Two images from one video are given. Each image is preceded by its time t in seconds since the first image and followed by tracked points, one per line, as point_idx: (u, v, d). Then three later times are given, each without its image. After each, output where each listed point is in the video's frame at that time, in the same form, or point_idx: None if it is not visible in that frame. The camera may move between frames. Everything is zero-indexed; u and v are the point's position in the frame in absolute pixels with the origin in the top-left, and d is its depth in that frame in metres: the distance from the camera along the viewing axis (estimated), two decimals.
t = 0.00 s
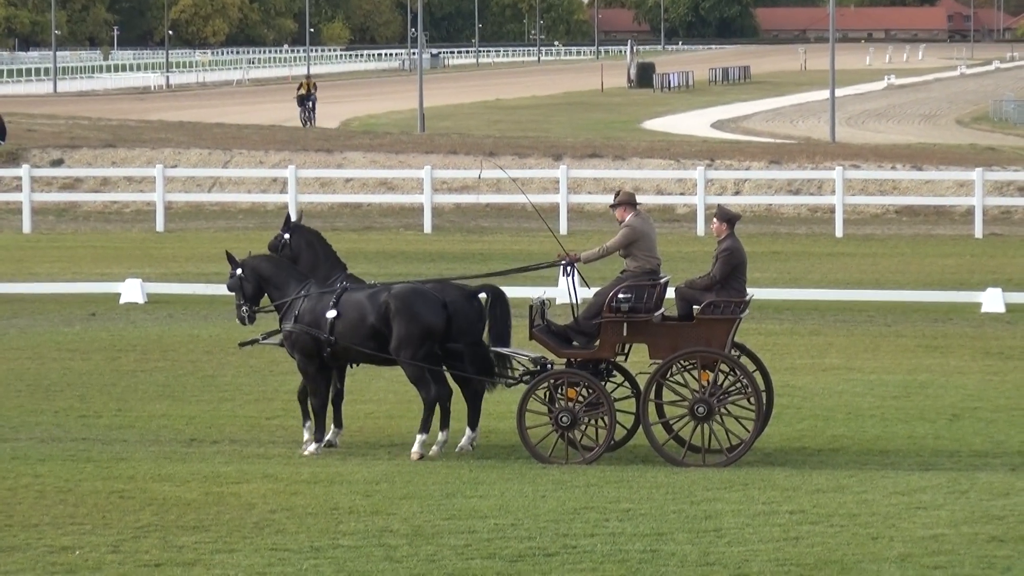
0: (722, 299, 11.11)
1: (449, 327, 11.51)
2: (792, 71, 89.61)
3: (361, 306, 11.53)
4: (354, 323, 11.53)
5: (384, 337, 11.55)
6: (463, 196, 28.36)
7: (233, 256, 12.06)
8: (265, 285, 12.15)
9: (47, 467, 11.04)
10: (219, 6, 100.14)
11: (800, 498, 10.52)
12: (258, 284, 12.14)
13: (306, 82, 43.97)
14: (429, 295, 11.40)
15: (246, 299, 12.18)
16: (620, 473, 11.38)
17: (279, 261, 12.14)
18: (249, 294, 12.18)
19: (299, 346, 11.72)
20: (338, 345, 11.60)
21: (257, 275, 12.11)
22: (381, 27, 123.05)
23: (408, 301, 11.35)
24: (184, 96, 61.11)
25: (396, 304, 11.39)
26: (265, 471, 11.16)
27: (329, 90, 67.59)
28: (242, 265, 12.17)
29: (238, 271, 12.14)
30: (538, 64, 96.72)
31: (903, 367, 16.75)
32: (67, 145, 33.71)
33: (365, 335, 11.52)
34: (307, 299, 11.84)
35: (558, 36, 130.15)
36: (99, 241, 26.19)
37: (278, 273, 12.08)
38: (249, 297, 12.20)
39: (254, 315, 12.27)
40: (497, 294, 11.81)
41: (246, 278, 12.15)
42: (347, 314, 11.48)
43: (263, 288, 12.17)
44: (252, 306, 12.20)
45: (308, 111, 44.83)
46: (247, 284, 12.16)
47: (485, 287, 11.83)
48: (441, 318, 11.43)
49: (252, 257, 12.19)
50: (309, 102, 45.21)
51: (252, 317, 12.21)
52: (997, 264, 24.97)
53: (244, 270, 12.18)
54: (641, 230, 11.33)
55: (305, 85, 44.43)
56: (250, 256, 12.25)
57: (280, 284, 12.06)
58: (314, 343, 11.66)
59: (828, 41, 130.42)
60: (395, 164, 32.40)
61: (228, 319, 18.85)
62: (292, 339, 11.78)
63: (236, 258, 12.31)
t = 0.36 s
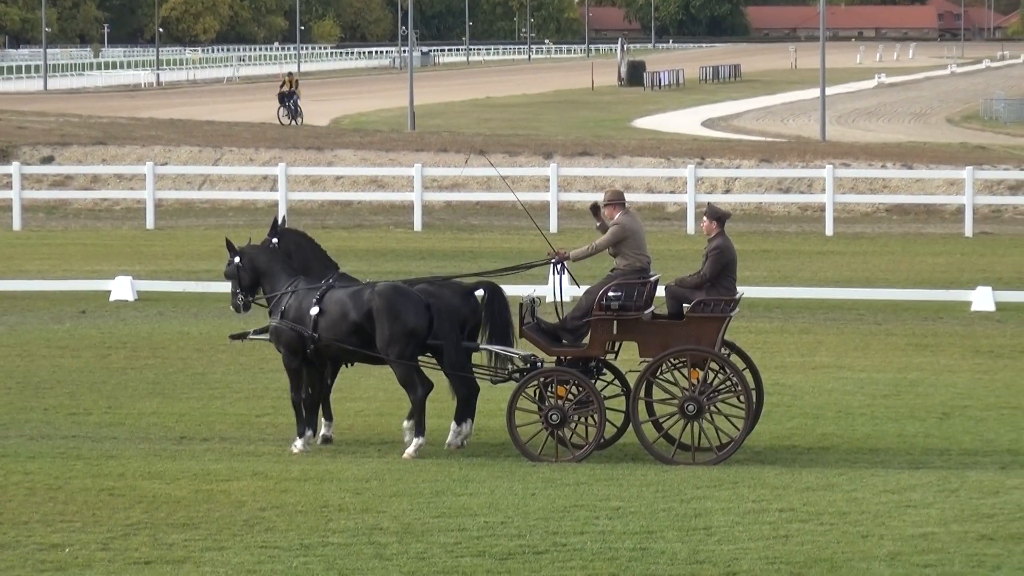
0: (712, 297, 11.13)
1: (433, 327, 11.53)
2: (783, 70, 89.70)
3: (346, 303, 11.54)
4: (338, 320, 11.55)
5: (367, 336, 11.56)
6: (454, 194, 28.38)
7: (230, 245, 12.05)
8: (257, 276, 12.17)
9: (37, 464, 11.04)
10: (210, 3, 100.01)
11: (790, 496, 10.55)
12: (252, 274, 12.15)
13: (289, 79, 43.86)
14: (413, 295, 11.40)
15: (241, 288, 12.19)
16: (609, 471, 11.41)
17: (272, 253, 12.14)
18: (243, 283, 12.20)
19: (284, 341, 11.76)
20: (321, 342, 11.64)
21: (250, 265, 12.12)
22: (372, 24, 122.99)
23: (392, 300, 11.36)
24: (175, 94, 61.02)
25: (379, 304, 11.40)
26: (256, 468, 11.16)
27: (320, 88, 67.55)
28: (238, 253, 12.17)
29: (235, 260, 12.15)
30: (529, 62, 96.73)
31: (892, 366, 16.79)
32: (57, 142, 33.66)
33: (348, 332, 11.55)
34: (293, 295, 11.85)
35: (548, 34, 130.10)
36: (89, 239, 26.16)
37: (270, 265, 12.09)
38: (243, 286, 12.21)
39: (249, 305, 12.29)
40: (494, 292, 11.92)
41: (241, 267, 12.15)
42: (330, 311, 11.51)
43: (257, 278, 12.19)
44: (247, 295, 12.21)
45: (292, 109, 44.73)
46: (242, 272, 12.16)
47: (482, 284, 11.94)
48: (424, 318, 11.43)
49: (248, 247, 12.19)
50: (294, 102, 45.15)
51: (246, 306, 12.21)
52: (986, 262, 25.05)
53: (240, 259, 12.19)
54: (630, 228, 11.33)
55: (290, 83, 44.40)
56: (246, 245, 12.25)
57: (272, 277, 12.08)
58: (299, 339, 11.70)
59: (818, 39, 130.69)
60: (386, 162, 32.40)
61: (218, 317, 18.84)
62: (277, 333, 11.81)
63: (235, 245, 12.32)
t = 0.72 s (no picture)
0: (708, 294, 11.12)
1: (428, 322, 11.53)
2: (779, 67, 89.73)
3: (341, 298, 11.54)
4: (333, 315, 11.53)
5: (361, 331, 11.54)
6: (451, 192, 28.39)
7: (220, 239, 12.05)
8: (249, 273, 12.17)
9: (34, 462, 11.03)
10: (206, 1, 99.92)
11: (787, 494, 10.56)
12: (243, 270, 12.14)
13: (274, 75, 43.68)
14: (407, 291, 11.43)
15: (230, 283, 12.16)
16: (606, 469, 11.42)
17: (264, 251, 12.15)
18: (232, 278, 12.18)
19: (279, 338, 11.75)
20: (317, 338, 11.63)
21: (242, 260, 12.12)
22: (369, 23, 122.93)
23: (387, 295, 11.37)
24: (171, 91, 60.98)
25: (373, 298, 11.40)
26: (253, 467, 11.16)
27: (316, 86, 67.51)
28: (228, 249, 12.17)
29: (224, 254, 12.14)
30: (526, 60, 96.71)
31: (890, 364, 16.81)
32: (53, 140, 33.63)
33: (342, 327, 11.52)
34: (288, 291, 11.85)
35: (545, 31, 130.04)
36: (87, 237, 26.17)
37: (263, 262, 12.09)
38: (233, 281, 12.19)
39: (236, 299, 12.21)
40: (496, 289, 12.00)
41: (231, 263, 12.14)
42: (325, 306, 11.50)
43: (248, 274, 12.19)
44: (234, 290, 12.17)
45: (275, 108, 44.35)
46: (232, 268, 12.15)
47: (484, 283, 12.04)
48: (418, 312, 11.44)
49: (240, 243, 12.19)
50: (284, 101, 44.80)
51: (232, 300, 12.15)
52: (983, 259, 25.09)
53: (230, 255, 12.18)
54: (625, 227, 11.37)
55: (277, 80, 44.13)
56: (238, 241, 12.25)
57: (264, 273, 12.08)
58: (294, 335, 11.69)
59: (815, 37, 130.74)
60: (383, 160, 32.40)
61: (215, 315, 18.83)
62: (273, 329, 11.79)
63: (225, 242, 12.32)
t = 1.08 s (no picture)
0: (708, 293, 11.10)
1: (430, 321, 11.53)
2: (779, 66, 89.69)
3: (343, 299, 11.52)
4: (335, 316, 11.50)
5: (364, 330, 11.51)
6: (451, 190, 28.40)
7: (216, 249, 12.04)
8: (246, 278, 12.14)
9: (34, 460, 11.03)
10: None
11: (788, 493, 10.56)
12: (241, 277, 12.12)
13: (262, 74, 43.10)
14: (409, 289, 11.42)
15: (228, 292, 12.14)
16: (606, 467, 11.42)
17: (262, 256, 12.14)
18: (231, 287, 12.16)
19: (282, 341, 11.72)
20: (318, 339, 11.60)
21: (239, 268, 12.11)
22: (368, 21, 122.84)
23: (389, 294, 11.35)
24: (172, 90, 60.97)
25: (375, 297, 11.39)
26: (253, 465, 11.17)
27: (317, 85, 67.56)
28: (223, 258, 12.15)
29: (220, 264, 12.14)
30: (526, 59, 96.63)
31: (890, 362, 16.80)
32: (53, 138, 33.62)
33: (345, 327, 11.49)
34: (288, 294, 11.82)
35: (545, 30, 129.81)
36: (88, 235, 26.19)
37: (261, 266, 12.09)
38: (231, 290, 12.17)
39: (237, 309, 12.21)
40: (498, 286, 12.06)
41: (228, 271, 12.13)
42: (328, 307, 11.47)
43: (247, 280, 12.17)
44: (234, 299, 12.17)
45: (258, 105, 43.73)
46: (230, 277, 12.14)
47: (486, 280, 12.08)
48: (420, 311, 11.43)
49: (236, 250, 12.18)
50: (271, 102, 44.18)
51: (234, 310, 12.15)
52: (983, 258, 25.07)
53: (227, 263, 12.17)
54: (622, 228, 11.43)
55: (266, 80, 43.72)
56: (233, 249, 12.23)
57: (263, 278, 12.06)
58: (295, 336, 11.66)
59: (815, 36, 130.74)
60: (383, 159, 32.40)
61: (214, 313, 18.84)
62: (273, 332, 11.76)
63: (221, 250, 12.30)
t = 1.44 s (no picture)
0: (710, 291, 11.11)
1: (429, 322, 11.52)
2: (780, 64, 89.65)
3: (342, 300, 11.51)
4: (334, 316, 11.52)
5: (363, 330, 11.53)
6: (453, 189, 28.39)
7: (226, 250, 12.03)
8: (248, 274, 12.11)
9: (36, 460, 11.03)
10: None
11: (791, 491, 10.55)
12: (252, 276, 12.09)
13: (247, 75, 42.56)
14: (409, 292, 11.38)
15: (241, 292, 12.13)
16: (608, 466, 11.42)
17: (264, 251, 12.09)
18: (243, 286, 12.12)
19: (282, 339, 11.75)
20: (317, 338, 11.63)
21: (249, 267, 12.08)
22: (369, 20, 122.75)
23: (387, 297, 11.33)
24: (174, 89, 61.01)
25: (375, 300, 11.37)
26: (256, 464, 11.17)
27: (318, 83, 67.56)
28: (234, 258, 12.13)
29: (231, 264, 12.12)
30: (527, 57, 96.61)
31: (892, 360, 16.78)
32: (55, 138, 33.63)
33: (344, 327, 11.52)
34: (289, 292, 11.81)
35: (547, 28, 129.72)
36: (89, 234, 26.19)
37: (262, 262, 12.06)
38: (244, 289, 12.13)
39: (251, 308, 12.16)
40: (497, 285, 12.01)
41: (239, 271, 12.11)
42: (325, 308, 11.48)
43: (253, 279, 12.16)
44: (247, 299, 12.12)
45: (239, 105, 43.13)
46: (241, 276, 12.11)
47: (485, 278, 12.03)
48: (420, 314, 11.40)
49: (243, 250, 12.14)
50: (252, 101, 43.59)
51: (248, 312, 12.09)
52: (985, 255, 25.05)
53: (238, 263, 12.15)
54: (620, 228, 11.45)
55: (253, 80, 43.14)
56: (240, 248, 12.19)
57: (265, 273, 12.04)
58: (295, 335, 11.68)
59: (816, 34, 130.64)
60: (385, 157, 32.40)
61: (216, 313, 18.84)
62: (275, 331, 11.80)
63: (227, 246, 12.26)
